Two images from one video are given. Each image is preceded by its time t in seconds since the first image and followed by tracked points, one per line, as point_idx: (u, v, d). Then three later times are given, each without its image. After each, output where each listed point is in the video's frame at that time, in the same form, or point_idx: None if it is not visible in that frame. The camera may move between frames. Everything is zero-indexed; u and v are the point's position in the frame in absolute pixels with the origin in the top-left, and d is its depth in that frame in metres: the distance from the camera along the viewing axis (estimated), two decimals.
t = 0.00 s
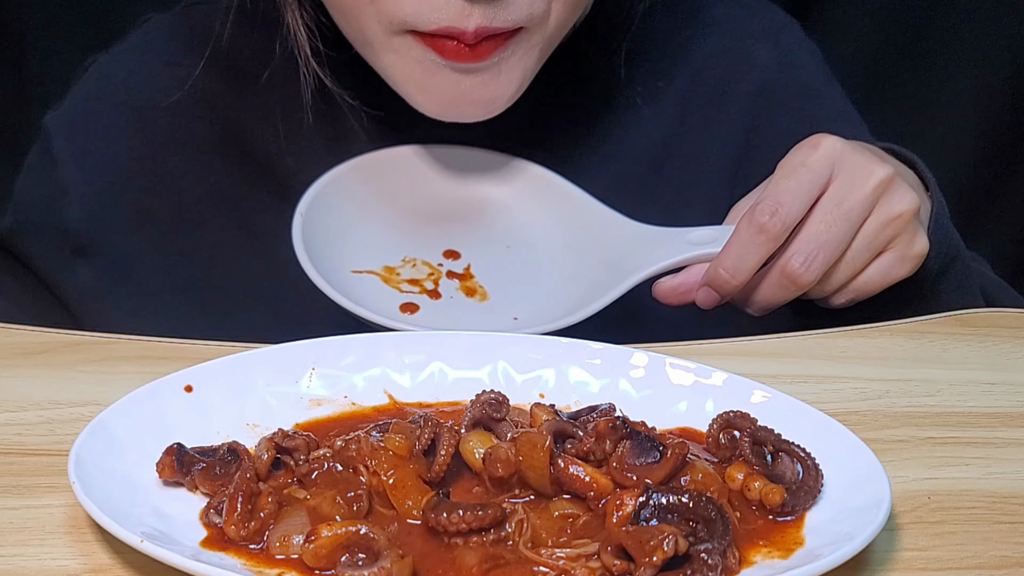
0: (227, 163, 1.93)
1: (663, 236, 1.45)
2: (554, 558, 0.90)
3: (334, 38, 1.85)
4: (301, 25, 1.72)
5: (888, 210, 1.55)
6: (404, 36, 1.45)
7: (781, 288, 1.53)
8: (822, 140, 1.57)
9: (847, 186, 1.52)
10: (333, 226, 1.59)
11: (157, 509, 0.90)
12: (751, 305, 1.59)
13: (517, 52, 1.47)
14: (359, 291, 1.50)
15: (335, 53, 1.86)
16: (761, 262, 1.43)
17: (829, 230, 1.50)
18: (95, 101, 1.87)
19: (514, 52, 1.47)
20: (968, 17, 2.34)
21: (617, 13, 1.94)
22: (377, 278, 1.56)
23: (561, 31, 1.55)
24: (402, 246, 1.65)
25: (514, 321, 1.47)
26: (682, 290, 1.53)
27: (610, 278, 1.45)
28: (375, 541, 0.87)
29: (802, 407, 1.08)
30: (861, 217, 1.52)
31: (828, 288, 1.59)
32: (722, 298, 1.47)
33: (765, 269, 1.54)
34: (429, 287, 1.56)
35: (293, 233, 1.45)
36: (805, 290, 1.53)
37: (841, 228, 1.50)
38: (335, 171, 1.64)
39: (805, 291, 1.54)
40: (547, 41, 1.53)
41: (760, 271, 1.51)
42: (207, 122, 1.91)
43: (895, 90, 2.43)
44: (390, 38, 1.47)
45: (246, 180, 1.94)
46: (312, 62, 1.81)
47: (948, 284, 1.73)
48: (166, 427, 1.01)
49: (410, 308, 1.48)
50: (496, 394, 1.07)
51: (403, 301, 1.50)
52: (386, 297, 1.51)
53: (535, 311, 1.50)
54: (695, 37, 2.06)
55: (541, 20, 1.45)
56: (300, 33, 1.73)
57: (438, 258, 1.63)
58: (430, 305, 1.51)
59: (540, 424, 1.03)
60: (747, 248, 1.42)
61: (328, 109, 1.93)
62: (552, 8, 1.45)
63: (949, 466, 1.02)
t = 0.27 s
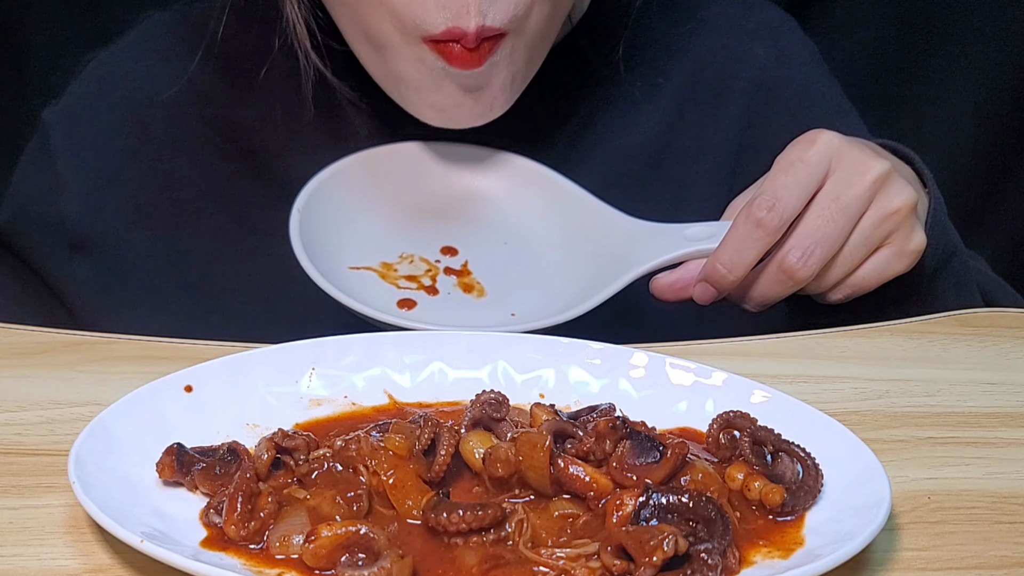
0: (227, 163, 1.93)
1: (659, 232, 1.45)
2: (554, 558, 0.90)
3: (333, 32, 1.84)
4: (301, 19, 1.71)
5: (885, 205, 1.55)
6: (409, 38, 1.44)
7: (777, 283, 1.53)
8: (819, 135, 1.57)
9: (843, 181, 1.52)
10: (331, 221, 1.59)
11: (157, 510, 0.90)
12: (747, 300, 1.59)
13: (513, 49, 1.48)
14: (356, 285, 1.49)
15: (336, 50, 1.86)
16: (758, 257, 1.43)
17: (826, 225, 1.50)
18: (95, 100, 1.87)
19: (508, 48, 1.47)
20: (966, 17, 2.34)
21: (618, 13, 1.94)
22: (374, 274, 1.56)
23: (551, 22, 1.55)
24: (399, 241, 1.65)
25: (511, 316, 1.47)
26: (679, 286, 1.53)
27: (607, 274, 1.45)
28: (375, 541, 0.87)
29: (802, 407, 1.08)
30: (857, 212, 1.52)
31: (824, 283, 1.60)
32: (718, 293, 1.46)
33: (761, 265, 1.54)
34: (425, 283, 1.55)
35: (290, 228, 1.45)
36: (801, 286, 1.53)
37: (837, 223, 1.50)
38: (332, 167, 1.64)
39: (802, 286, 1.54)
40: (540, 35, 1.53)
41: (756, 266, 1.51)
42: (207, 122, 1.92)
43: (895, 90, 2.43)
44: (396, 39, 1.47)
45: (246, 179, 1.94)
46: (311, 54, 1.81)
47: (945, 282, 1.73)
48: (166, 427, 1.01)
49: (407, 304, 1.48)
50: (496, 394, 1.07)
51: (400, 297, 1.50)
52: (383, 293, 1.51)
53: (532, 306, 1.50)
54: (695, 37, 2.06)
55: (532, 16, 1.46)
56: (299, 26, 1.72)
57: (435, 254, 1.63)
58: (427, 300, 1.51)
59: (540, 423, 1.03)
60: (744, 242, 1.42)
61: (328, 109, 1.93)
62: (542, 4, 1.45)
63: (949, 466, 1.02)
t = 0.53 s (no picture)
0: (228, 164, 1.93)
1: (656, 229, 1.45)
2: (554, 558, 0.90)
3: (324, 30, 1.85)
4: (290, 17, 1.69)
5: (880, 202, 1.55)
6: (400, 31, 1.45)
7: (772, 281, 1.53)
8: (812, 133, 1.58)
9: (838, 178, 1.52)
10: (326, 221, 1.60)
11: (157, 509, 0.90)
12: (742, 298, 1.59)
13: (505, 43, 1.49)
14: (351, 285, 1.50)
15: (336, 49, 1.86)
16: (753, 254, 1.43)
17: (820, 222, 1.50)
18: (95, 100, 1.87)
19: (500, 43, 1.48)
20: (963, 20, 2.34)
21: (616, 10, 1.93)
22: (369, 274, 1.56)
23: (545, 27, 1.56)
24: (395, 240, 1.65)
25: (507, 314, 1.47)
26: (674, 283, 1.53)
27: (603, 272, 1.45)
28: (375, 540, 0.87)
29: (802, 407, 1.08)
30: (852, 209, 1.52)
31: (819, 280, 1.60)
32: (713, 291, 1.47)
33: (756, 262, 1.54)
34: (421, 283, 1.56)
35: (286, 227, 1.45)
36: (796, 283, 1.53)
37: (832, 220, 1.50)
38: (330, 166, 1.64)
39: (796, 284, 1.54)
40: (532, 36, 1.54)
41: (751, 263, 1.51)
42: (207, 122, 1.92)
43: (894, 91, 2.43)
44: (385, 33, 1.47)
45: (246, 180, 1.94)
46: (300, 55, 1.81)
47: (940, 278, 1.73)
48: (166, 427, 1.01)
49: (403, 304, 1.49)
50: (496, 394, 1.07)
51: (395, 296, 1.51)
52: (379, 292, 1.51)
53: (527, 304, 1.50)
54: (694, 37, 2.06)
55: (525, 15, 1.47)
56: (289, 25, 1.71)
57: (431, 254, 1.63)
58: (421, 299, 1.51)
59: (540, 423, 1.03)
60: (739, 239, 1.42)
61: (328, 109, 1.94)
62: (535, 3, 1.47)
63: (949, 466, 1.02)
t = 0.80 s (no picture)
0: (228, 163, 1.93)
1: (657, 230, 1.45)
2: (554, 558, 0.90)
3: (324, 30, 1.82)
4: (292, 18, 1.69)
5: (882, 203, 1.54)
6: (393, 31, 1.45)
7: (773, 282, 1.53)
8: (814, 134, 1.59)
9: (839, 180, 1.52)
10: (328, 222, 1.60)
11: (157, 509, 0.90)
12: (744, 299, 1.59)
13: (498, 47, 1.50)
14: (352, 285, 1.50)
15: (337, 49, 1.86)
16: (755, 256, 1.43)
17: (822, 224, 1.49)
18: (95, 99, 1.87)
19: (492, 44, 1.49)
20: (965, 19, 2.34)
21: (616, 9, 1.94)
22: (370, 274, 1.56)
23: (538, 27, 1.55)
24: (396, 240, 1.65)
25: (508, 316, 1.47)
26: (673, 285, 1.53)
27: (605, 272, 1.45)
28: (375, 540, 0.87)
29: (802, 407, 1.08)
30: (853, 211, 1.52)
31: (820, 281, 1.60)
32: (715, 292, 1.47)
33: (757, 263, 1.54)
34: (421, 283, 1.56)
35: (286, 227, 1.46)
36: (797, 284, 1.53)
37: (833, 221, 1.50)
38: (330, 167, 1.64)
39: (798, 285, 1.54)
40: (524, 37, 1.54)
41: (753, 265, 1.51)
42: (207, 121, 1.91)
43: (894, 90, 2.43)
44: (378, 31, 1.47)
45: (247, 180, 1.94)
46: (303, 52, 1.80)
47: (941, 283, 1.73)
48: (166, 427, 1.01)
49: (404, 304, 1.49)
50: (496, 394, 1.07)
51: (397, 296, 1.51)
52: (380, 292, 1.51)
53: (529, 306, 1.51)
54: (694, 35, 2.06)
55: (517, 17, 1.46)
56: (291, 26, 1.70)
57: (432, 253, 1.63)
58: (423, 299, 1.51)
59: (540, 423, 1.03)
60: (740, 241, 1.41)
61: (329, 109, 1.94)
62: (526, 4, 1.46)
63: (949, 466, 1.02)
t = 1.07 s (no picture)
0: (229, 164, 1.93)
1: (657, 232, 1.45)
2: (554, 558, 0.90)
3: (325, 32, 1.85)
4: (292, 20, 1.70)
5: (883, 205, 1.54)
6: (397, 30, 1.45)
7: (774, 283, 1.53)
8: (815, 137, 1.59)
9: (840, 182, 1.52)
10: (330, 222, 1.59)
11: (157, 510, 0.90)
12: (745, 301, 1.59)
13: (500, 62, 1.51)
14: (353, 284, 1.49)
15: (337, 50, 1.87)
16: (755, 258, 1.43)
17: (823, 226, 1.49)
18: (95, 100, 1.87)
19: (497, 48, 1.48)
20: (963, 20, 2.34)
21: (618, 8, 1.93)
22: (372, 273, 1.55)
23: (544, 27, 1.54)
24: (398, 240, 1.65)
25: (509, 316, 1.47)
26: (676, 285, 1.53)
27: (606, 273, 1.45)
28: (374, 540, 0.87)
29: (802, 407, 1.08)
30: (855, 213, 1.52)
31: (821, 284, 1.60)
32: (716, 293, 1.46)
33: (758, 265, 1.54)
34: (424, 283, 1.56)
35: (290, 227, 1.46)
36: (798, 286, 1.53)
37: (835, 223, 1.50)
38: (333, 167, 1.64)
39: (799, 287, 1.54)
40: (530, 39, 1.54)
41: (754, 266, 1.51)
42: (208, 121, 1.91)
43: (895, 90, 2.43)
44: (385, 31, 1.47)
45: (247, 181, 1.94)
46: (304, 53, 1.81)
47: (943, 282, 1.73)
48: (166, 427, 1.01)
49: (405, 304, 1.48)
50: (496, 394, 1.07)
51: (398, 296, 1.50)
52: (382, 292, 1.51)
53: (530, 305, 1.50)
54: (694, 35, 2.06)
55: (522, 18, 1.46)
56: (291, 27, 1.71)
57: (435, 254, 1.63)
58: (425, 299, 1.51)
59: (540, 423, 1.03)
60: (741, 243, 1.41)
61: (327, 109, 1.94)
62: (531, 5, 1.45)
63: (949, 466, 1.02)
